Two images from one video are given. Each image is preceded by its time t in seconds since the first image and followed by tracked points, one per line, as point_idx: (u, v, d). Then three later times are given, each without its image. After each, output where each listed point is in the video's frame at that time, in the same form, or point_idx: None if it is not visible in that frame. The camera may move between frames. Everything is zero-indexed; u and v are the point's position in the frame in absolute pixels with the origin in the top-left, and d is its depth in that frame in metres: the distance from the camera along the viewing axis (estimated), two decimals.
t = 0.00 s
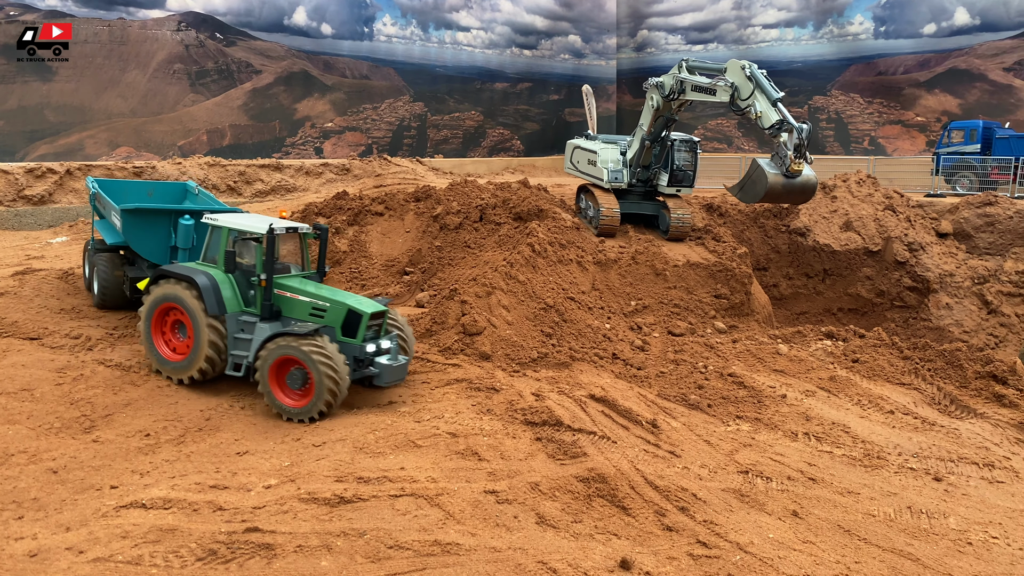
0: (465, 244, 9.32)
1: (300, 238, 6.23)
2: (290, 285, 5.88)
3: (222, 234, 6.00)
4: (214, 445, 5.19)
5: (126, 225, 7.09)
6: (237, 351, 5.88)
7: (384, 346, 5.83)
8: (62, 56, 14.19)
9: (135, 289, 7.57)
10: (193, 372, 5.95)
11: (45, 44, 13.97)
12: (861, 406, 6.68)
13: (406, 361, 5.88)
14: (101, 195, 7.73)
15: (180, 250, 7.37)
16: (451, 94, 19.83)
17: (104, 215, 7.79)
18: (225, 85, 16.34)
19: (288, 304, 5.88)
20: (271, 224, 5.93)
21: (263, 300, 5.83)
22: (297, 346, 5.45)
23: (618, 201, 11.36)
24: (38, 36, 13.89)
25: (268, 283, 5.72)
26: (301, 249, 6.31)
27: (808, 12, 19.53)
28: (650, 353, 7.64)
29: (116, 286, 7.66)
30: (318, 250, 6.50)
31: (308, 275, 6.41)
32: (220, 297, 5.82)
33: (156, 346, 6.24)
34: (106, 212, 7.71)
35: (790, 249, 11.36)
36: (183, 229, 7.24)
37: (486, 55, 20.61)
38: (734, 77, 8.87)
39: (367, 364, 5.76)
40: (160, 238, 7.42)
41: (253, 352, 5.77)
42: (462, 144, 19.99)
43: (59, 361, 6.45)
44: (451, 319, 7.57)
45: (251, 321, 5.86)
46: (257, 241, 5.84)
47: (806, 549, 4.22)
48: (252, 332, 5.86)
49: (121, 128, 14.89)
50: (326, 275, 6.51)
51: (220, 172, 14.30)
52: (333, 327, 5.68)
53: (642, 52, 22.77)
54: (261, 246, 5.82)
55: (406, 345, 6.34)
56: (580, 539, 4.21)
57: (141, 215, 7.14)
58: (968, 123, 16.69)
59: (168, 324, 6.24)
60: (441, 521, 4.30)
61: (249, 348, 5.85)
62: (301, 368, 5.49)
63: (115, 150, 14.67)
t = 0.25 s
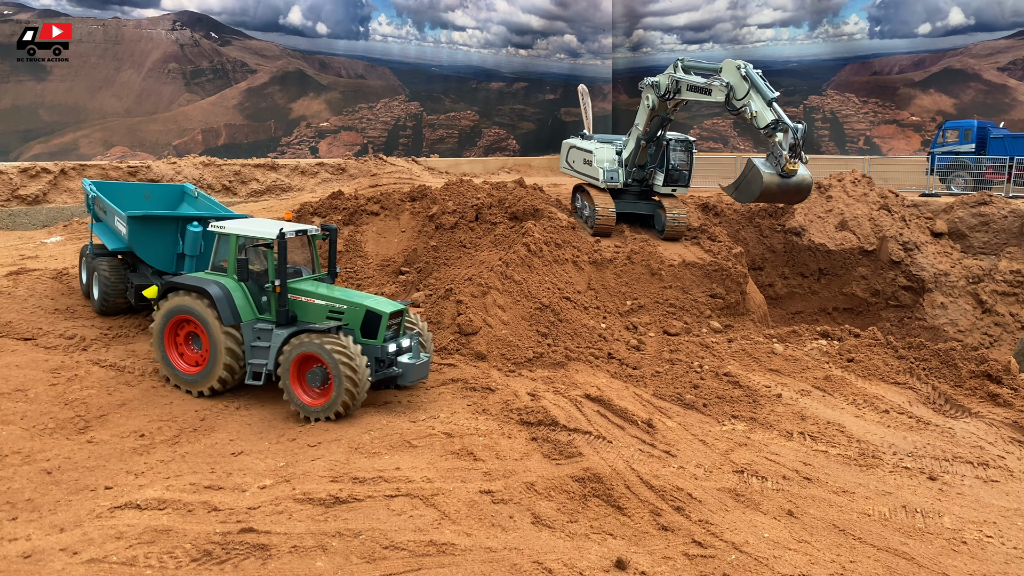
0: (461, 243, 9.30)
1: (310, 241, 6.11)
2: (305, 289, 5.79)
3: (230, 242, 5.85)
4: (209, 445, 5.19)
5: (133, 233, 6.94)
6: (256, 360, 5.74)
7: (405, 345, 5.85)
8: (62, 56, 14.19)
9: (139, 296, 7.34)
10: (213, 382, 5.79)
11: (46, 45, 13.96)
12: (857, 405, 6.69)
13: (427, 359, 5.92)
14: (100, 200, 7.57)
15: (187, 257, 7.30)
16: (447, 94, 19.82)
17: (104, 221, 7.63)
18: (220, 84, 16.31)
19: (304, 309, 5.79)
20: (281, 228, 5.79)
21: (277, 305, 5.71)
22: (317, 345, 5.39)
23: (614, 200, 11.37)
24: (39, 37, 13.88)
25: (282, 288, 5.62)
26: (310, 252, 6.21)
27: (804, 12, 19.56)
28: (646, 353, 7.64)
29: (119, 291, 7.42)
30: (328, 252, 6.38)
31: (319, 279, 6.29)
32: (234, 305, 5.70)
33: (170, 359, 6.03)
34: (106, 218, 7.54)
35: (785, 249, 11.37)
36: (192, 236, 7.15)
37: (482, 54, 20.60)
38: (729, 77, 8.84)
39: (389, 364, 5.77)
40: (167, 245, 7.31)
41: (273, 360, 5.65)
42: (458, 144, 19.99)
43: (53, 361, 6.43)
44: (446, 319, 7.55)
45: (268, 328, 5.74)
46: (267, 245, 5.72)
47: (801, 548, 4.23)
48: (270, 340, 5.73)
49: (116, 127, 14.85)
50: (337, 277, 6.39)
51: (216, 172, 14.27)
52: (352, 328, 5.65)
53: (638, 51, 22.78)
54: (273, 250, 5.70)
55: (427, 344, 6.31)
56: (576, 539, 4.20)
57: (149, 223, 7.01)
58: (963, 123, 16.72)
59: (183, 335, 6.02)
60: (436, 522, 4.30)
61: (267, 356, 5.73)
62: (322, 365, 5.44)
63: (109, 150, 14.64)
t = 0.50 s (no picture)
0: (456, 243, 9.29)
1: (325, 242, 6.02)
2: (323, 292, 5.72)
3: (243, 245, 5.75)
4: (204, 445, 5.18)
5: (143, 238, 6.72)
6: (274, 365, 5.69)
7: (425, 346, 5.85)
8: (62, 56, 14.19)
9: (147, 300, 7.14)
10: (232, 391, 5.71)
11: (45, 44, 13.94)
12: (852, 404, 6.70)
13: (448, 359, 5.92)
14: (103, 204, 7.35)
15: (196, 262, 7.07)
16: (442, 93, 19.81)
17: (107, 226, 7.42)
18: (215, 84, 16.28)
19: (322, 311, 5.72)
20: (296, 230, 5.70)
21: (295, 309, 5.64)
22: (340, 344, 5.35)
23: (610, 200, 11.36)
24: (38, 36, 13.86)
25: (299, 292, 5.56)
26: (325, 253, 6.14)
27: (799, 12, 19.57)
28: (641, 352, 7.65)
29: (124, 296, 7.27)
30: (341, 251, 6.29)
31: (335, 280, 6.21)
32: (250, 310, 5.61)
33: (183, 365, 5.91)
34: (110, 223, 7.31)
35: (781, 248, 11.29)
36: (202, 240, 6.94)
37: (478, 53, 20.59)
38: (725, 78, 8.85)
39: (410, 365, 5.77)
40: (176, 250, 7.08)
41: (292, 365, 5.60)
42: (454, 143, 19.98)
43: (47, 361, 6.41)
44: (442, 319, 7.53)
45: (286, 332, 5.68)
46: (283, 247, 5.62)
47: (796, 547, 4.23)
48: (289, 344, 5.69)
49: (111, 127, 14.82)
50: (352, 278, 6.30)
51: (211, 171, 14.25)
52: (373, 330, 5.63)
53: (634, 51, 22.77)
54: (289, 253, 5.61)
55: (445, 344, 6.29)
56: (571, 538, 4.20)
57: (159, 227, 6.78)
58: (958, 122, 16.76)
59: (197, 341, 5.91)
60: (431, 521, 4.30)
61: (285, 361, 5.68)
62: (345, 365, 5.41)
63: (104, 149, 14.63)
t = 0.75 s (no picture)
0: (453, 241, 9.29)
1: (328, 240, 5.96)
2: (328, 291, 5.68)
3: (246, 245, 5.70)
4: (200, 443, 5.17)
5: (143, 238, 6.66)
6: (280, 365, 5.60)
7: (432, 344, 5.84)
8: (63, 55, 14.19)
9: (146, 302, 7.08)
10: (236, 396, 5.68)
11: (45, 44, 13.96)
12: (848, 402, 6.71)
13: (455, 357, 5.94)
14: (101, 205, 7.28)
15: (198, 261, 7.05)
16: (439, 92, 19.81)
17: (105, 226, 7.36)
18: (212, 82, 16.27)
19: (327, 310, 5.67)
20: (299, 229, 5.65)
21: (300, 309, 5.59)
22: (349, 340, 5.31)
23: (607, 198, 11.36)
24: (37, 36, 13.87)
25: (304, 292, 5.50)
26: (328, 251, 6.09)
27: (796, 11, 19.59)
28: (638, 350, 7.65)
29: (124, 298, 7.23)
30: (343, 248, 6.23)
31: (338, 278, 6.15)
32: (255, 311, 5.55)
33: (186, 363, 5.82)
34: (108, 224, 7.26)
35: (778, 247, 11.25)
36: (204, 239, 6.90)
37: (475, 52, 20.57)
38: (721, 84, 8.72)
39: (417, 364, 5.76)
40: (177, 249, 7.04)
41: (300, 365, 5.54)
42: (451, 142, 19.98)
43: (42, 360, 6.40)
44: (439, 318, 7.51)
45: (292, 333, 5.61)
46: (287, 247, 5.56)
47: (792, 544, 4.23)
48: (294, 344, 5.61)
49: (107, 126, 14.81)
50: (356, 275, 6.25)
51: (208, 170, 14.24)
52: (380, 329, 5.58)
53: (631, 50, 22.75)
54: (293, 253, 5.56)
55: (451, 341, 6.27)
56: (567, 536, 4.20)
57: (159, 227, 6.73)
58: (954, 121, 16.79)
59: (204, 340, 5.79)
60: (427, 519, 4.29)
61: (292, 361, 5.60)
62: (354, 362, 5.36)
63: (100, 148, 14.63)
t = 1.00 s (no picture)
0: (451, 241, 9.30)
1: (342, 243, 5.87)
2: (345, 295, 5.60)
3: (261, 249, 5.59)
4: (198, 443, 5.17)
5: (153, 241, 6.54)
6: (299, 371, 5.52)
7: (453, 347, 5.75)
8: (63, 56, 14.21)
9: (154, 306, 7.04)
10: (248, 407, 5.63)
11: (45, 44, 13.99)
12: (845, 401, 6.72)
13: (477, 359, 5.82)
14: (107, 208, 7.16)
15: (208, 264, 6.90)
16: (437, 92, 19.82)
17: (111, 230, 7.24)
18: (209, 82, 16.28)
19: (345, 315, 5.61)
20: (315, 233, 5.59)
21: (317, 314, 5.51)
22: (369, 343, 5.25)
23: (604, 198, 11.37)
24: (38, 36, 13.89)
25: (321, 298, 5.40)
26: (342, 253, 6.01)
27: (793, 11, 19.59)
28: (636, 350, 7.67)
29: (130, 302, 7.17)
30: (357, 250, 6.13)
31: (354, 281, 6.05)
32: (272, 317, 5.46)
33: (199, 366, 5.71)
34: (114, 227, 7.14)
35: (775, 246, 11.16)
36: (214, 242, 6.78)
37: (472, 52, 20.58)
38: (720, 95, 8.66)
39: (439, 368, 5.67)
40: (186, 252, 6.90)
41: (319, 371, 5.46)
42: (448, 142, 20.00)
43: (40, 360, 6.40)
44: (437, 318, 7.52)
45: (310, 338, 5.53)
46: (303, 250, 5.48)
47: (789, 543, 4.24)
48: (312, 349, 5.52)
49: (104, 126, 14.81)
50: (372, 277, 6.13)
51: (205, 170, 14.24)
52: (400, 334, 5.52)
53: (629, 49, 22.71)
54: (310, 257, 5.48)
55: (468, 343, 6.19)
56: (565, 535, 4.21)
57: (169, 230, 6.61)
58: (951, 121, 16.82)
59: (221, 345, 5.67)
60: (425, 518, 4.30)
61: (311, 367, 5.52)
62: (375, 366, 5.28)
63: (97, 148, 14.66)
